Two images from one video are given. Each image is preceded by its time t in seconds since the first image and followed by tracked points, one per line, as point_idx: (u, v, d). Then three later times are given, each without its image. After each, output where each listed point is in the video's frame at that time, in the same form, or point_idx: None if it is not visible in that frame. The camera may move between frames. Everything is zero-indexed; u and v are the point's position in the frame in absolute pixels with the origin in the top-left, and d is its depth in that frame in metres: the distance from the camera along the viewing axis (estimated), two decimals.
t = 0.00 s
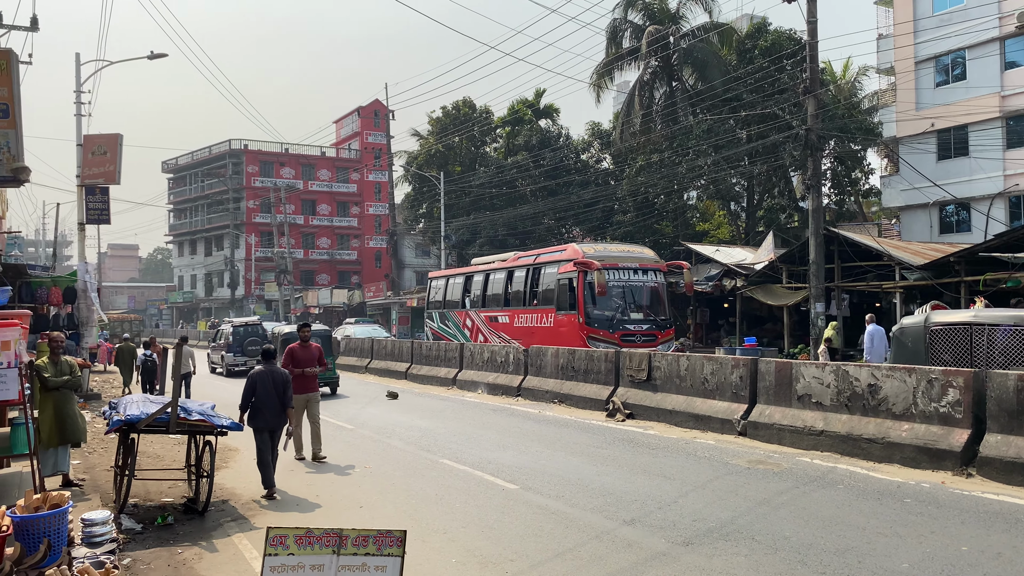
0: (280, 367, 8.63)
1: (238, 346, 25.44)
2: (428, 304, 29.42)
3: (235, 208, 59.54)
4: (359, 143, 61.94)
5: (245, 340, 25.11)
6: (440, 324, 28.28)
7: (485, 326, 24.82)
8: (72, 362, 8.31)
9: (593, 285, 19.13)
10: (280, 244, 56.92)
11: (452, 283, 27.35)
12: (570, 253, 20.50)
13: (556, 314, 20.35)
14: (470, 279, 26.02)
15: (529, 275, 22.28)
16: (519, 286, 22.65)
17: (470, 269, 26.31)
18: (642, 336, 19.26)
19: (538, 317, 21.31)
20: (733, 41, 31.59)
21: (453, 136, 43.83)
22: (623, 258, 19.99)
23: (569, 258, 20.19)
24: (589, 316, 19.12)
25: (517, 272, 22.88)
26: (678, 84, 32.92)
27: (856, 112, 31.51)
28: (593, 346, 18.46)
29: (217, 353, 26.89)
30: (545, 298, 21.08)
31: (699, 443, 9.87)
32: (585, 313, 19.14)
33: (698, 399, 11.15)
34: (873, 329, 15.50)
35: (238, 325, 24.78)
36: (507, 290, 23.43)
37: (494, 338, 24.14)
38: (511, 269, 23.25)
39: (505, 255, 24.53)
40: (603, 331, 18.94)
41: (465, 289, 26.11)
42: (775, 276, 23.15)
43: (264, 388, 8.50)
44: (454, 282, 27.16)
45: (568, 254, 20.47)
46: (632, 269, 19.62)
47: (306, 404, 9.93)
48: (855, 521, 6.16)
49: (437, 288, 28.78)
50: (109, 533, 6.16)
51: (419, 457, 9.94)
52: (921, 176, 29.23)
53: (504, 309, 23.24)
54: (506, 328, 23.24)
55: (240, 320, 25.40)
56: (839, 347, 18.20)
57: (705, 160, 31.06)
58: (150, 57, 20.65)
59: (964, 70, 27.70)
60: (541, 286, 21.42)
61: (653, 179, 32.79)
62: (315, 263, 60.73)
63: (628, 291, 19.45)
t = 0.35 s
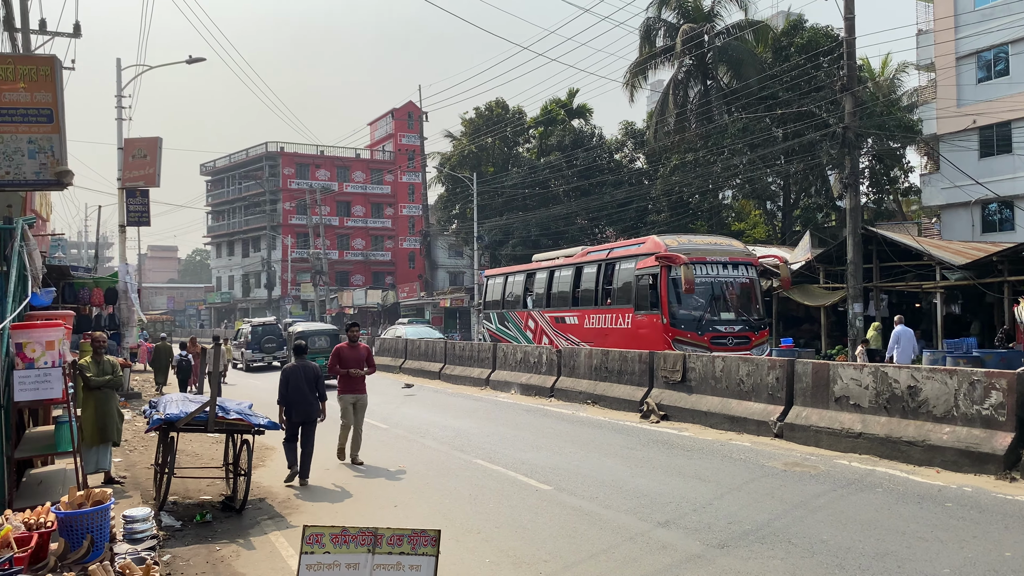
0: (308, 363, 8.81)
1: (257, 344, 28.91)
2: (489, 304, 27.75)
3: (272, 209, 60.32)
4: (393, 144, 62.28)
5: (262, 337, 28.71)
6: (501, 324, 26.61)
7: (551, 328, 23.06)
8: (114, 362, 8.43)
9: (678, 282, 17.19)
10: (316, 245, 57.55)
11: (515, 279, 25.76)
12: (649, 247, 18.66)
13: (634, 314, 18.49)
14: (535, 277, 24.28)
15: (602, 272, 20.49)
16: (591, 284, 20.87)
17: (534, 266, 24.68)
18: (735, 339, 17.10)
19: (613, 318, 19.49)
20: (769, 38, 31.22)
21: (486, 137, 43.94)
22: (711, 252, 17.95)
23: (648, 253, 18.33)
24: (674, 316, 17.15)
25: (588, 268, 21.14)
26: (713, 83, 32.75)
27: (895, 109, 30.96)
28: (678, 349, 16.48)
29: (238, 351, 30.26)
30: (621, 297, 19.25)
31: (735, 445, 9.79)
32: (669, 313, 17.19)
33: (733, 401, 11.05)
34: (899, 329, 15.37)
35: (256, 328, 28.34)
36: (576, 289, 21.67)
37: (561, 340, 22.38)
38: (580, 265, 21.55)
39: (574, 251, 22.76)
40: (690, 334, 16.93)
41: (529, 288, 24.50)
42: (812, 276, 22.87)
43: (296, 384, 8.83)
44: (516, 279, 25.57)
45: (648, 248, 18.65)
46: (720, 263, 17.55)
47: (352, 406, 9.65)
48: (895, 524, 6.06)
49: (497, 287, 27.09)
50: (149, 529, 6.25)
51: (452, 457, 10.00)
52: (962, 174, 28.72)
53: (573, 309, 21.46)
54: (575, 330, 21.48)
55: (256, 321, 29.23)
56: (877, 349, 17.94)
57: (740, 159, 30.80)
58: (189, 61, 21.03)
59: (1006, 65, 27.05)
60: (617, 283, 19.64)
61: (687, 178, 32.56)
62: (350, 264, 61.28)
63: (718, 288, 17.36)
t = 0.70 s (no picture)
0: (338, 363, 9.21)
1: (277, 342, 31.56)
2: (550, 302, 25.35)
3: (308, 211, 60.96)
4: (426, 145, 62.61)
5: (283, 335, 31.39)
6: (563, 325, 24.40)
7: (623, 330, 20.75)
8: (154, 361, 8.50)
9: (783, 277, 14.91)
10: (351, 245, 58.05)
11: (579, 275, 23.51)
12: (744, 238, 16.26)
13: (727, 315, 16.20)
14: (605, 272, 21.94)
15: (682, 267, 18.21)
16: (672, 279, 18.50)
17: (600, 261, 22.42)
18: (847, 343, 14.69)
19: (700, 319, 17.17)
20: (805, 35, 30.82)
21: (519, 137, 43.96)
22: (817, 242, 15.53)
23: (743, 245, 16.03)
24: (778, 316, 14.88)
25: (666, 264, 18.85)
26: (749, 81, 32.48)
27: (936, 105, 30.33)
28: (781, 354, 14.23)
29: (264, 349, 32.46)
30: (710, 295, 16.89)
31: (771, 447, 9.69)
32: (772, 314, 14.92)
33: (770, 402, 10.93)
34: (931, 328, 15.09)
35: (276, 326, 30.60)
36: (654, 286, 19.33)
37: (636, 343, 20.05)
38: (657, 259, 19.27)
39: (650, 243, 20.37)
40: (796, 337, 14.57)
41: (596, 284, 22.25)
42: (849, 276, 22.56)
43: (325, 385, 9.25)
44: (581, 276, 23.36)
45: (743, 238, 16.29)
46: (829, 255, 15.10)
47: (396, 411, 9.49)
48: (937, 528, 5.96)
49: (561, 283, 24.74)
50: (189, 526, 6.32)
51: (486, 457, 10.03)
52: (1005, 171, 28.12)
53: (651, 308, 19.17)
54: (652, 332, 19.13)
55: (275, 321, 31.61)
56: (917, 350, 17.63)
57: (776, 158, 30.46)
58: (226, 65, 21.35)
59: None
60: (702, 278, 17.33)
61: (722, 177, 32.26)
62: (384, 265, 61.72)
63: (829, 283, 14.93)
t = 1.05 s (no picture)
0: (369, 359, 9.57)
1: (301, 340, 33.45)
2: (616, 300, 22.80)
3: (343, 212, 61.52)
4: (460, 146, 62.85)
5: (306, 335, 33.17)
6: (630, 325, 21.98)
7: (707, 332, 18.36)
8: (195, 360, 8.63)
9: (912, 269, 12.83)
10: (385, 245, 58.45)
11: (649, 270, 21.09)
12: (863, 225, 14.14)
13: (843, 315, 14.09)
14: (684, 268, 19.49)
15: (783, 260, 15.98)
16: (769, 275, 16.24)
17: (676, 254, 20.09)
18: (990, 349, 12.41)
19: (807, 319, 14.99)
20: (843, 31, 30.41)
21: (552, 137, 43.97)
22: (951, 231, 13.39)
23: (862, 235, 13.99)
24: (907, 316, 12.75)
25: (763, 256, 16.56)
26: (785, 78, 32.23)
27: (979, 101, 29.65)
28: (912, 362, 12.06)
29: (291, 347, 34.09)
30: (821, 291, 14.78)
31: (809, 449, 9.57)
32: (901, 313, 12.79)
33: (807, 403, 10.80)
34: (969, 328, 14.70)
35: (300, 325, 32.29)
36: (747, 282, 17.00)
37: (722, 347, 17.61)
38: (751, 252, 17.02)
39: (739, 235, 18.11)
40: (931, 340, 12.38)
41: (673, 280, 19.88)
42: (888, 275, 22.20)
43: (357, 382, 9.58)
44: (652, 270, 20.99)
45: (861, 226, 14.13)
46: (965, 246, 12.96)
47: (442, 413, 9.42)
48: (980, 533, 5.85)
49: (629, 279, 22.15)
50: (229, 524, 6.41)
51: (520, 457, 10.05)
52: None
53: (744, 306, 16.83)
54: (745, 335, 16.79)
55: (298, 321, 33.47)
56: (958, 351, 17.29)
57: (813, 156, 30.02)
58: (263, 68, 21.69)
59: None
60: (811, 273, 15.16)
61: (757, 175, 31.92)
62: (418, 265, 62.01)
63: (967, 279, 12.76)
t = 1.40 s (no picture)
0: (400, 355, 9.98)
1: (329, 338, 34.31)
2: (693, 298, 20.99)
3: (377, 213, 61.95)
4: (492, 146, 62.98)
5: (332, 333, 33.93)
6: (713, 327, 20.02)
7: (808, 334, 16.19)
8: (232, 359, 8.76)
9: None
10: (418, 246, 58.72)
11: (738, 264, 19.10)
12: (1015, 206, 11.56)
13: (989, 313, 11.63)
14: (777, 260, 17.68)
15: (904, 250, 13.69)
16: (886, 266, 13.97)
17: (771, 246, 18.02)
18: None
19: (939, 319, 12.52)
20: (880, 27, 29.94)
21: (585, 136, 43.88)
22: None
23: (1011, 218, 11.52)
24: None
25: (879, 246, 14.31)
26: (822, 75, 31.94)
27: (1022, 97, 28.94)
28: None
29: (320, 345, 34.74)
30: (954, 285, 12.35)
31: (847, 451, 9.44)
32: None
33: (845, 404, 10.65)
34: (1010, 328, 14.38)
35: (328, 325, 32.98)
36: (859, 274, 14.81)
37: (828, 351, 15.39)
38: (863, 241, 14.81)
39: (846, 222, 15.99)
40: None
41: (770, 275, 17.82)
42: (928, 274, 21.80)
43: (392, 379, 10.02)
44: (739, 265, 19.03)
45: (1011, 208, 11.63)
46: None
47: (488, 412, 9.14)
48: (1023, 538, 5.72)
49: (708, 274, 20.28)
50: (266, 522, 6.51)
51: (553, 458, 10.04)
52: None
53: (857, 304, 14.56)
54: (856, 336, 14.52)
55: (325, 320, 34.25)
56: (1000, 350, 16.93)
57: (850, 154, 29.52)
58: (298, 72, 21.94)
59: None
60: (938, 263, 12.81)
61: (793, 174, 31.56)
62: (450, 265, 62.19)
63: None
